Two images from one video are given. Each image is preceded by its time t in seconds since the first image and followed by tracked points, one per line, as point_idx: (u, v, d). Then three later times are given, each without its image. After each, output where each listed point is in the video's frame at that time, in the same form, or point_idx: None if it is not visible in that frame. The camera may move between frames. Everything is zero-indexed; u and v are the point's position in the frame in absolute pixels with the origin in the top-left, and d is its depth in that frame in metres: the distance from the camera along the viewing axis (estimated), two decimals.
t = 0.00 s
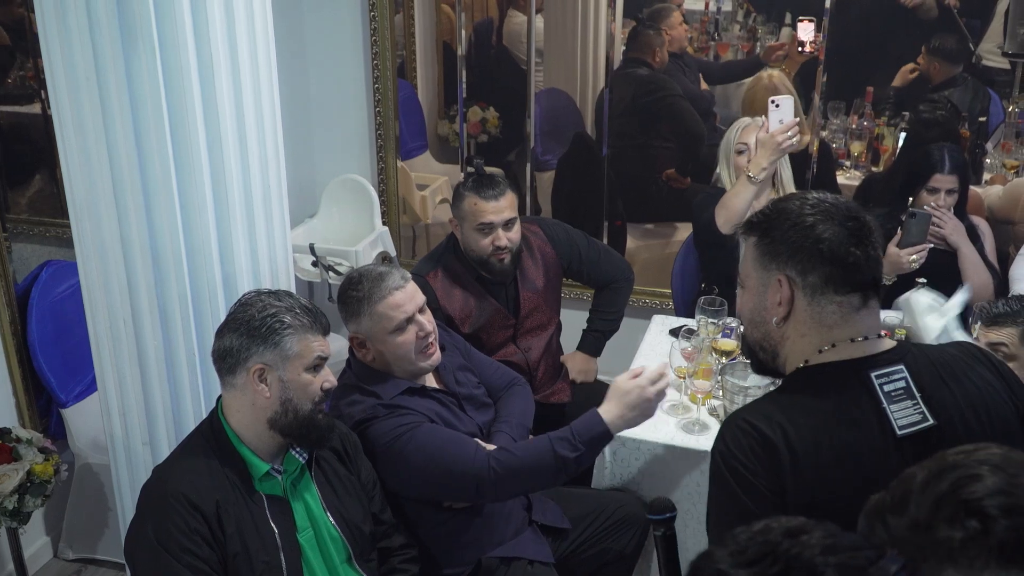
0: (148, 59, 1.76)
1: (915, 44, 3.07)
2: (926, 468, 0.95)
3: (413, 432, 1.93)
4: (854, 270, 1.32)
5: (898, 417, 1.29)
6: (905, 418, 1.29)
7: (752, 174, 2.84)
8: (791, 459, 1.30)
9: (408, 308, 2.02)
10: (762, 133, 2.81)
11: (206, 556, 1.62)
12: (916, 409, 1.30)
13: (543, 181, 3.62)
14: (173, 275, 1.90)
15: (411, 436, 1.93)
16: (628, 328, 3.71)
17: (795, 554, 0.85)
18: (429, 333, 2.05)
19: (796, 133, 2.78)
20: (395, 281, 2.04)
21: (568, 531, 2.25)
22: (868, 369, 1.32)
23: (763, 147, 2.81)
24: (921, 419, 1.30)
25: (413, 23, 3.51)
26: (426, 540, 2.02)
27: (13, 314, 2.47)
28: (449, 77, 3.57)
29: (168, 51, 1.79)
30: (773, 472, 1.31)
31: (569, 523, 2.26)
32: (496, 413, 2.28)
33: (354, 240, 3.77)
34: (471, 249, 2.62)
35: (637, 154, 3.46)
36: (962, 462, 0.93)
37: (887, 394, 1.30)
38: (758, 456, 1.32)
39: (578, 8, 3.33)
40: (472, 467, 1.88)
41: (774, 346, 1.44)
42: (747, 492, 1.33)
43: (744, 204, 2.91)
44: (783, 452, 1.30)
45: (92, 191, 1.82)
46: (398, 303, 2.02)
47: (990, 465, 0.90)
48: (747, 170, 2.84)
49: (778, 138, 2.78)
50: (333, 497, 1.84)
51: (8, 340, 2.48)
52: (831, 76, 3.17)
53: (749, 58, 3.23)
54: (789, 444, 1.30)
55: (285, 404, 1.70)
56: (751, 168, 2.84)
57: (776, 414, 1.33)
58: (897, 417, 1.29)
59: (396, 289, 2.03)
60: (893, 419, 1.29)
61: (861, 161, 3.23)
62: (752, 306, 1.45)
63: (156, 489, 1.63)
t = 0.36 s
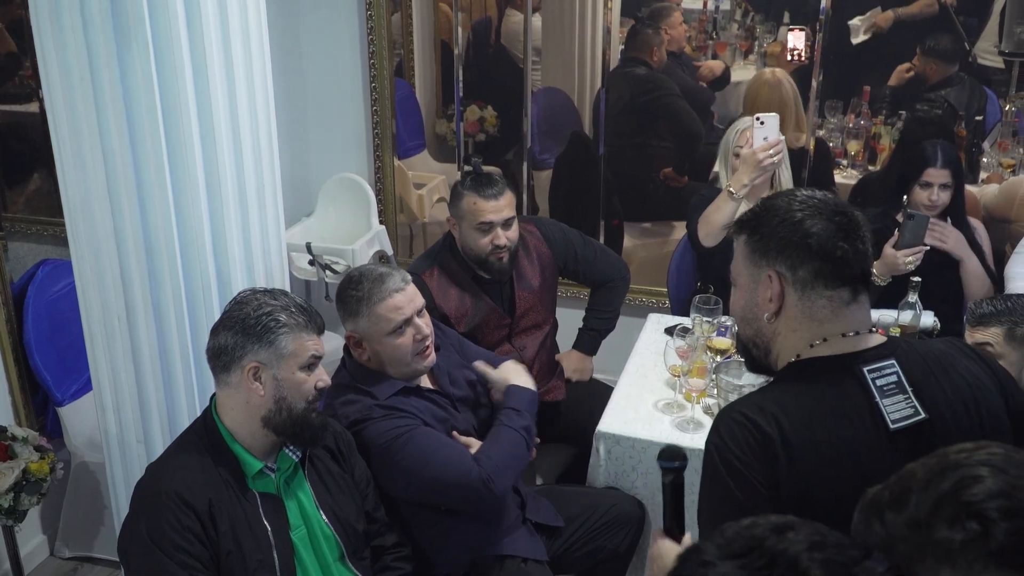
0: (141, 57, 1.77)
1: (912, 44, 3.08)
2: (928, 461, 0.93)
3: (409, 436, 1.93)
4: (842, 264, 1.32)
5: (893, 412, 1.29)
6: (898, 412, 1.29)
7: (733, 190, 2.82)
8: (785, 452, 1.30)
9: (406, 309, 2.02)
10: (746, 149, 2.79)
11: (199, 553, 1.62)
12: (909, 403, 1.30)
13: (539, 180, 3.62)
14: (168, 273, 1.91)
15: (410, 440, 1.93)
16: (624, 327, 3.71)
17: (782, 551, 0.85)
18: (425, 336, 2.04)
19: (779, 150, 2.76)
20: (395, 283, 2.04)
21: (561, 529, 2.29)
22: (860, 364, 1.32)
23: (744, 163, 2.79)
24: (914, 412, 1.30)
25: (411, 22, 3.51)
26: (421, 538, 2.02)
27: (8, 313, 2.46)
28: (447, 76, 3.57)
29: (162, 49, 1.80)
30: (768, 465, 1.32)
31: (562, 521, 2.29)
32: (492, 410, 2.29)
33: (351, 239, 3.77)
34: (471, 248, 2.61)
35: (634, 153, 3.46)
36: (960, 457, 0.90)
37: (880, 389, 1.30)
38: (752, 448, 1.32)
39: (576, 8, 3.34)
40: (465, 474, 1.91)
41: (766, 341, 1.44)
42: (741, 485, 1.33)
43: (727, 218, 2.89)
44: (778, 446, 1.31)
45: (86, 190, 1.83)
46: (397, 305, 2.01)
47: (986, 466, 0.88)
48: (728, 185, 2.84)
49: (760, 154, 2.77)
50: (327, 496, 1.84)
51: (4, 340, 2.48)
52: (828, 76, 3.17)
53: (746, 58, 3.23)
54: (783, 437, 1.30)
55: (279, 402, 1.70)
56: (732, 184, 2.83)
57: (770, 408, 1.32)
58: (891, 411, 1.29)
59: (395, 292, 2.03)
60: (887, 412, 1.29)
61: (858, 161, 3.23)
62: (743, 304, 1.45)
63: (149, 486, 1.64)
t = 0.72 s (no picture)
0: (131, 54, 1.76)
1: (908, 43, 3.07)
2: (946, 442, 1.04)
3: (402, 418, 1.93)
4: (810, 262, 1.32)
5: (881, 407, 1.29)
6: (887, 408, 1.29)
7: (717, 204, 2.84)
8: (770, 447, 1.31)
9: (394, 306, 2.01)
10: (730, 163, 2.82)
11: (187, 552, 1.62)
12: (898, 399, 1.30)
13: (535, 179, 3.61)
14: (158, 272, 1.90)
15: (403, 420, 1.93)
16: (620, 325, 3.70)
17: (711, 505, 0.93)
18: (414, 332, 2.04)
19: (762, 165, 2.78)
20: (382, 280, 2.04)
21: (554, 528, 2.26)
22: (850, 360, 1.31)
23: (728, 177, 2.81)
24: (903, 409, 1.29)
25: (406, 20, 3.50)
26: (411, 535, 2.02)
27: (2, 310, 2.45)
28: (443, 74, 3.56)
29: (151, 46, 1.79)
30: (753, 460, 1.32)
31: (555, 520, 2.27)
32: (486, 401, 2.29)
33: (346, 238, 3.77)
34: (479, 246, 2.59)
35: (630, 151, 3.45)
36: (980, 437, 1.01)
37: (869, 385, 1.29)
38: (738, 442, 1.32)
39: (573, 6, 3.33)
40: (462, 450, 1.91)
41: (750, 351, 1.44)
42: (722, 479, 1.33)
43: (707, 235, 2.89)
44: (763, 442, 1.31)
45: (76, 191, 1.82)
46: (384, 302, 2.01)
47: (1005, 466, 0.97)
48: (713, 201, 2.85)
49: (743, 168, 2.79)
50: (317, 495, 1.84)
51: None
52: (824, 74, 3.17)
53: (743, 56, 3.22)
54: (773, 433, 1.30)
55: (268, 401, 1.70)
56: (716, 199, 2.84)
57: (760, 401, 1.32)
58: (880, 407, 1.29)
59: (383, 288, 2.03)
60: (876, 409, 1.29)
61: (854, 159, 3.22)
62: (724, 313, 1.45)
63: (137, 485, 1.63)
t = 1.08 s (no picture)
0: (116, 57, 1.76)
1: (896, 43, 3.09)
2: None
3: (391, 437, 1.95)
4: (766, 270, 1.33)
5: (858, 396, 1.30)
6: (864, 396, 1.30)
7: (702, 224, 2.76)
8: (754, 448, 1.31)
9: (376, 293, 2.05)
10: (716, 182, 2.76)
11: (173, 554, 1.62)
12: (873, 387, 1.31)
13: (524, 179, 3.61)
14: (144, 276, 1.90)
15: (395, 442, 1.94)
16: (609, 326, 3.71)
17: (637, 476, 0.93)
18: (400, 318, 2.06)
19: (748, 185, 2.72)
20: (360, 270, 2.08)
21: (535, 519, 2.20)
22: (824, 352, 1.32)
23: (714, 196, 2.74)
24: (880, 396, 1.30)
25: (395, 20, 3.50)
26: (399, 536, 2.02)
27: None
28: (433, 75, 3.56)
29: (137, 49, 1.79)
30: (740, 459, 1.31)
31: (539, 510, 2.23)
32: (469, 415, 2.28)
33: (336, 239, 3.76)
34: (467, 246, 2.60)
35: (620, 151, 3.45)
36: None
37: (843, 375, 1.31)
38: (724, 441, 1.31)
39: (562, 6, 3.33)
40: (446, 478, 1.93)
41: (719, 349, 1.45)
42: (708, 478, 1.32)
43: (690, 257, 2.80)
44: (749, 442, 1.31)
45: (61, 193, 1.82)
46: (364, 290, 2.04)
47: None
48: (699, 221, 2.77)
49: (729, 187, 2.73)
50: (304, 497, 1.83)
51: None
52: (812, 75, 3.18)
53: (732, 57, 3.23)
54: (759, 431, 1.30)
55: (255, 403, 1.70)
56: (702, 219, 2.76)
57: (744, 399, 1.31)
58: (857, 395, 1.30)
59: (361, 278, 2.07)
60: (853, 396, 1.30)
61: (843, 159, 3.23)
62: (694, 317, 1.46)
63: (122, 488, 1.63)
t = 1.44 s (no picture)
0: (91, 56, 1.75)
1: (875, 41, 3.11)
2: None
3: (375, 439, 1.95)
4: (720, 273, 1.35)
5: (816, 381, 1.29)
6: (822, 380, 1.29)
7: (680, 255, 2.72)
8: (732, 442, 1.30)
9: (348, 310, 2.02)
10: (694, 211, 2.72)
11: (152, 556, 1.61)
12: (831, 371, 1.30)
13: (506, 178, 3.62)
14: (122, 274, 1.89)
15: (377, 446, 1.95)
16: (592, 324, 3.72)
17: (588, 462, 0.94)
18: (366, 341, 2.02)
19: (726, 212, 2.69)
20: (348, 282, 2.05)
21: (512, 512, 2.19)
22: (784, 340, 1.33)
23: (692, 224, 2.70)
24: (838, 380, 1.29)
25: (377, 21, 3.49)
26: (382, 537, 2.01)
27: None
28: (415, 75, 3.55)
29: (114, 48, 1.79)
30: (706, 453, 1.31)
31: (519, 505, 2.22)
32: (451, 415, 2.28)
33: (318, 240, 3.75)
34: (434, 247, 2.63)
35: (602, 149, 3.46)
36: None
37: (802, 361, 1.31)
38: (694, 435, 1.31)
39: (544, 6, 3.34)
40: (429, 483, 1.94)
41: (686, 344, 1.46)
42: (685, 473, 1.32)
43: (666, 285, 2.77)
44: (727, 437, 1.30)
45: (37, 193, 1.79)
46: (339, 304, 2.02)
47: None
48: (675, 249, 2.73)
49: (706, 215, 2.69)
50: (286, 498, 1.83)
51: None
52: (793, 73, 3.20)
53: (714, 55, 3.24)
54: (724, 423, 1.30)
55: (234, 403, 1.69)
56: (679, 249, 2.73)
57: (711, 390, 1.32)
58: (815, 380, 1.30)
59: (344, 292, 2.04)
60: (811, 381, 1.29)
61: (823, 156, 3.25)
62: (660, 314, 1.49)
63: (101, 490, 1.62)
